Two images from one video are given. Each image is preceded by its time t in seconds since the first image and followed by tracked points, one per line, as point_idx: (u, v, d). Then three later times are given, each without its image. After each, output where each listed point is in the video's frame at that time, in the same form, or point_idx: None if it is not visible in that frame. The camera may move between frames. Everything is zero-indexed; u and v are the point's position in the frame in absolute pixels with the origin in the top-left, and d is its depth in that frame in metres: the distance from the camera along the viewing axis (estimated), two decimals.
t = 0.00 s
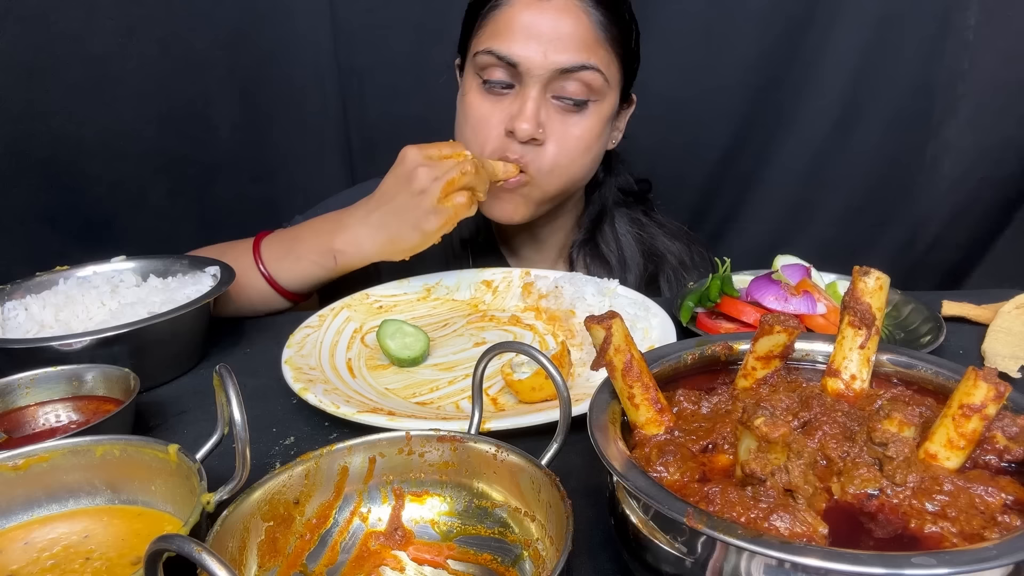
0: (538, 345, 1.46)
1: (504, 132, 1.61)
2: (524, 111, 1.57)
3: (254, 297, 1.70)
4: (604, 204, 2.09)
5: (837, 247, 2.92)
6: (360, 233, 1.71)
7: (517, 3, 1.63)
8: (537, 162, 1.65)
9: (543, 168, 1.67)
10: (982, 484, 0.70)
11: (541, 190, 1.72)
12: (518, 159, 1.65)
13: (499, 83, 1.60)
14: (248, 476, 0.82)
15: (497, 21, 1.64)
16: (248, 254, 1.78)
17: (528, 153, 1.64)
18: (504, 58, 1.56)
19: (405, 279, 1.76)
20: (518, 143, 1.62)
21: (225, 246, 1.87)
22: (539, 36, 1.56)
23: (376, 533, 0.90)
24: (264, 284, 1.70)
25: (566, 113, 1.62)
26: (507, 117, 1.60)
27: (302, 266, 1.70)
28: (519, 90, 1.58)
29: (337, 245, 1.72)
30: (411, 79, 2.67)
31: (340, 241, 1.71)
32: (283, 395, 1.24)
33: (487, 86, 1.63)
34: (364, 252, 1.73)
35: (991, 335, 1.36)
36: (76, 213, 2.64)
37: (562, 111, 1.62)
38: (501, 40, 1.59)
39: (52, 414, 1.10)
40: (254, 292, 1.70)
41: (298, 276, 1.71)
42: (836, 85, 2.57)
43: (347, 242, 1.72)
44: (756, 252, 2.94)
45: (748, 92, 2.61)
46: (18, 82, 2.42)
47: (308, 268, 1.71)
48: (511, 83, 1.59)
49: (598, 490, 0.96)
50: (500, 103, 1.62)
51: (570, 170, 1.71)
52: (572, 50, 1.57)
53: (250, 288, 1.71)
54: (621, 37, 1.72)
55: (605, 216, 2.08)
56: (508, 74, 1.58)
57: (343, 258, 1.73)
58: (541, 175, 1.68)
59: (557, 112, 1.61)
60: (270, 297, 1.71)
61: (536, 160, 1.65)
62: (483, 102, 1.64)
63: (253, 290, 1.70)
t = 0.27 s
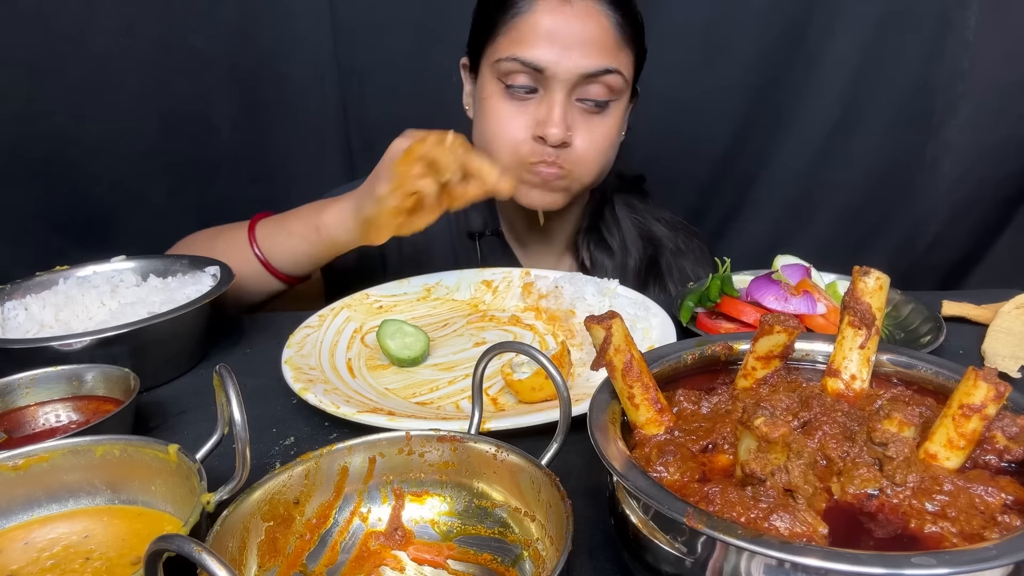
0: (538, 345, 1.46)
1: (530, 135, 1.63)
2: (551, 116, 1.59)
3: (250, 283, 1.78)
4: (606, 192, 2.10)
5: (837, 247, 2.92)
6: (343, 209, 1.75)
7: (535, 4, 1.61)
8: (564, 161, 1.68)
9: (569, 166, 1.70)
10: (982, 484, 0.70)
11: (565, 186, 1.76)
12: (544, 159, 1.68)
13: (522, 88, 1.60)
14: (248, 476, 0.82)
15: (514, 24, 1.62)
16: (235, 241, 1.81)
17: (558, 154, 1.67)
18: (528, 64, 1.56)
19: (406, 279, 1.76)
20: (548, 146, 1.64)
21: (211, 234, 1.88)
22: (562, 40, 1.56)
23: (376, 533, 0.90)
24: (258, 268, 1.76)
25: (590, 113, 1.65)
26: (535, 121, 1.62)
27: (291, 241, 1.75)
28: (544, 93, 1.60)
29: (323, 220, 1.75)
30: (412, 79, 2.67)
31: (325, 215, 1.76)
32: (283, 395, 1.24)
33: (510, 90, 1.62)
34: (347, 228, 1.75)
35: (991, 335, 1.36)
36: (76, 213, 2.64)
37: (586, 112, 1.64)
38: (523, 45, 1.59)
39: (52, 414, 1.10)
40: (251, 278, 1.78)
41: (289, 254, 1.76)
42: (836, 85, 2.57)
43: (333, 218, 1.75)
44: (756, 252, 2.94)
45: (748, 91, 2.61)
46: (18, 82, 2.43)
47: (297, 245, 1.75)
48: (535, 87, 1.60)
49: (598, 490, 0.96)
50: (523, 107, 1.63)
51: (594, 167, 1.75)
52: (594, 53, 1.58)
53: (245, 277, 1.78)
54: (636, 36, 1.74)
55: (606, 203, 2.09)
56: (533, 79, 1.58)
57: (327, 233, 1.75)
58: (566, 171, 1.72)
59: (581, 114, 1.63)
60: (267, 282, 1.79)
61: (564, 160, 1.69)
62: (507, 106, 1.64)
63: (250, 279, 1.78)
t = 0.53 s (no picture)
0: (538, 345, 1.46)
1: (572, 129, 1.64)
2: (591, 107, 1.60)
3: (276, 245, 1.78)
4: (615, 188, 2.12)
5: (836, 247, 2.92)
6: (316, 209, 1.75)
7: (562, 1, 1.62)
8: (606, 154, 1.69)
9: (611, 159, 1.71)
10: (982, 484, 0.70)
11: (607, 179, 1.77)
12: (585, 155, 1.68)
13: (558, 83, 1.60)
14: (248, 476, 0.82)
15: (544, 21, 1.63)
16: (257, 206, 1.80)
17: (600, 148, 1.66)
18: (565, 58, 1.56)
19: (406, 279, 1.76)
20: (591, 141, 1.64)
21: (224, 202, 1.86)
22: (594, 33, 1.58)
23: (376, 533, 0.90)
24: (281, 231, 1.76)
25: (625, 104, 1.66)
26: (576, 116, 1.62)
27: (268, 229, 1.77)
28: (581, 86, 1.60)
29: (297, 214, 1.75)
30: (412, 79, 2.68)
31: (353, 184, 1.71)
32: (283, 395, 1.24)
33: (546, 87, 1.63)
34: (371, 195, 1.67)
35: (991, 335, 1.36)
36: (76, 213, 2.65)
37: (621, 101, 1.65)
38: (554, 40, 1.60)
39: (52, 414, 1.10)
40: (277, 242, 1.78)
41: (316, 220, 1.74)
42: (836, 85, 2.57)
43: (362, 186, 1.69)
44: (756, 252, 2.94)
45: (748, 92, 2.61)
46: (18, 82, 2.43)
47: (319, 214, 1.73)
48: (571, 81, 1.60)
49: (598, 489, 0.96)
50: (560, 102, 1.63)
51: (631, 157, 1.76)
52: (626, 42, 1.59)
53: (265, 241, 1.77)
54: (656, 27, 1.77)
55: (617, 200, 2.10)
56: (569, 73, 1.59)
57: (350, 202, 1.69)
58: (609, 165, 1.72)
59: (617, 104, 1.64)
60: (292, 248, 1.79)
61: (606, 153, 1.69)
62: (545, 103, 1.64)
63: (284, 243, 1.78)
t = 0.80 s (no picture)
0: (538, 345, 1.46)
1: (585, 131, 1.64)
2: (603, 109, 1.60)
3: (428, 204, 1.37)
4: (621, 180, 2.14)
5: (837, 247, 2.92)
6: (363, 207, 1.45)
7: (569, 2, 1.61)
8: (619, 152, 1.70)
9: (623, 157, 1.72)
10: (982, 484, 0.70)
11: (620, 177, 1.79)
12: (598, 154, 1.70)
13: (569, 86, 1.61)
14: (248, 476, 0.82)
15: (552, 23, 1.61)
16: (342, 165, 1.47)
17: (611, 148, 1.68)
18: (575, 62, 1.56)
19: (406, 279, 1.76)
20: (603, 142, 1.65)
21: (308, 162, 1.55)
22: (604, 35, 1.57)
23: (376, 533, 0.90)
24: (433, 189, 1.35)
25: (634, 103, 1.67)
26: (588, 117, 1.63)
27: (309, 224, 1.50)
28: (592, 89, 1.61)
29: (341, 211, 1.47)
30: (412, 79, 2.68)
31: (541, 147, 1.31)
32: (283, 395, 1.24)
33: (557, 90, 1.62)
34: (553, 167, 1.28)
35: (991, 335, 1.36)
36: (76, 213, 2.65)
37: (631, 99, 1.66)
38: (563, 44, 1.59)
39: (52, 414, 1.10)
40: (424, 201, 1.37)
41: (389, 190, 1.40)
42: (836, 85, 2.57)
43: (547, 149, 1.30)
44: (756, 252, 2.94)
45: (748, 91, 2.61)
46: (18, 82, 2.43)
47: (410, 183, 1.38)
48: (581, 84, 1.60)
49: (598, 490, 0.96)
50: (571, 105, 1.64)
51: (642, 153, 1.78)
52: (634, 42, 1.59)
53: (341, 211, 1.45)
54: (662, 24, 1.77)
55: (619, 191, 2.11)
56: (580, 76, 1.59)
57: (533, 171, 1.31)
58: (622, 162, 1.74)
59: (627, 103, 1.65)
60: (449, 210, 1.36)
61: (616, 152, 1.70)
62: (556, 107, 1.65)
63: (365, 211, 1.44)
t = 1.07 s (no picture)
0: (538, 345, 1.46)
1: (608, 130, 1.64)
2: (626, 108, 1.60)
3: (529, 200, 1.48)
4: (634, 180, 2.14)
5: (836, 247, 2.93)
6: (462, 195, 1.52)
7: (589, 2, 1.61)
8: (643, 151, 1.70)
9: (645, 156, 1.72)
10: (982, 484, 0.70)
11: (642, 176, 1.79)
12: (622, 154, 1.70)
13: (590, 86, 1.61)
14: (248, 476, 0.82)
15: (571, 23, 1.61)
16: (435, 156, 1.51)
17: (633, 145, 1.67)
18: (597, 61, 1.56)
19: (406, 279, 1.76)
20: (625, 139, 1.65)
21: (396, 150, 1.56)
22: (624, 34, 1.57)
23: (376, 533, 0.90)
24: (542, 182, 1.45)
25: (654, 101, 1.67)
26: (609, 115, 1.63)
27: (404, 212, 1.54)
28: (613, 87, 1.61)
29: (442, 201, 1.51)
30: (412, 79, 2.68)
31: (646, 149, 1.40)
32: (283, 395, 1.24)
33: (578, 90, 1.63)
34: (656, 172, 1.37)
35: (991, 335, 1.36)
36: (76, 213, 2.65)
37: (651, 97, 1.66)
38: (583, 44, 1.59)
39: (53, 414, 1.10)
40: (526, 195, 1.47)
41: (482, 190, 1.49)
42: (836, 85, 2.57)
43: (651, 152, 1.39)
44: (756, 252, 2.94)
45: (748, 92, 2.61)
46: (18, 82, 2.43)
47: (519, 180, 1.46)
48: (602, 83, 1.61)
49: (597, 490, 0.96)
50: (593, 104, 1.64)
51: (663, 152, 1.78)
52: (653, 40, 1.59)
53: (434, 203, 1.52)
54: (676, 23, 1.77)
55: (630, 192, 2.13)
56: (601, 75, 1.59)
57: (635, 172, 1.40)
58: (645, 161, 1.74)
59: (648, 101, 1.65)
60: (544, 203, 1.49)
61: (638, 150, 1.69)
62: (578, 106, 1.64)
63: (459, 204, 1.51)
